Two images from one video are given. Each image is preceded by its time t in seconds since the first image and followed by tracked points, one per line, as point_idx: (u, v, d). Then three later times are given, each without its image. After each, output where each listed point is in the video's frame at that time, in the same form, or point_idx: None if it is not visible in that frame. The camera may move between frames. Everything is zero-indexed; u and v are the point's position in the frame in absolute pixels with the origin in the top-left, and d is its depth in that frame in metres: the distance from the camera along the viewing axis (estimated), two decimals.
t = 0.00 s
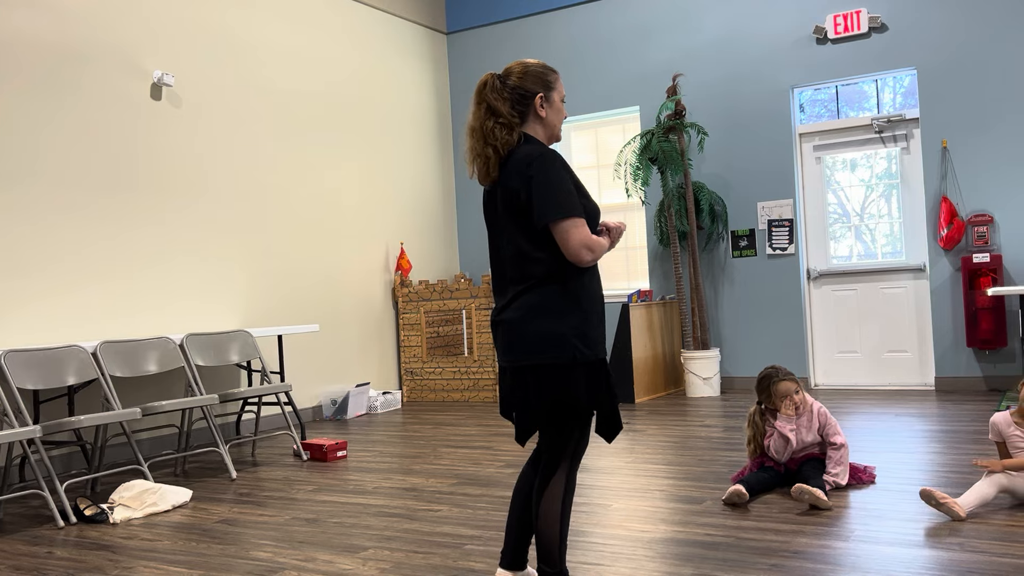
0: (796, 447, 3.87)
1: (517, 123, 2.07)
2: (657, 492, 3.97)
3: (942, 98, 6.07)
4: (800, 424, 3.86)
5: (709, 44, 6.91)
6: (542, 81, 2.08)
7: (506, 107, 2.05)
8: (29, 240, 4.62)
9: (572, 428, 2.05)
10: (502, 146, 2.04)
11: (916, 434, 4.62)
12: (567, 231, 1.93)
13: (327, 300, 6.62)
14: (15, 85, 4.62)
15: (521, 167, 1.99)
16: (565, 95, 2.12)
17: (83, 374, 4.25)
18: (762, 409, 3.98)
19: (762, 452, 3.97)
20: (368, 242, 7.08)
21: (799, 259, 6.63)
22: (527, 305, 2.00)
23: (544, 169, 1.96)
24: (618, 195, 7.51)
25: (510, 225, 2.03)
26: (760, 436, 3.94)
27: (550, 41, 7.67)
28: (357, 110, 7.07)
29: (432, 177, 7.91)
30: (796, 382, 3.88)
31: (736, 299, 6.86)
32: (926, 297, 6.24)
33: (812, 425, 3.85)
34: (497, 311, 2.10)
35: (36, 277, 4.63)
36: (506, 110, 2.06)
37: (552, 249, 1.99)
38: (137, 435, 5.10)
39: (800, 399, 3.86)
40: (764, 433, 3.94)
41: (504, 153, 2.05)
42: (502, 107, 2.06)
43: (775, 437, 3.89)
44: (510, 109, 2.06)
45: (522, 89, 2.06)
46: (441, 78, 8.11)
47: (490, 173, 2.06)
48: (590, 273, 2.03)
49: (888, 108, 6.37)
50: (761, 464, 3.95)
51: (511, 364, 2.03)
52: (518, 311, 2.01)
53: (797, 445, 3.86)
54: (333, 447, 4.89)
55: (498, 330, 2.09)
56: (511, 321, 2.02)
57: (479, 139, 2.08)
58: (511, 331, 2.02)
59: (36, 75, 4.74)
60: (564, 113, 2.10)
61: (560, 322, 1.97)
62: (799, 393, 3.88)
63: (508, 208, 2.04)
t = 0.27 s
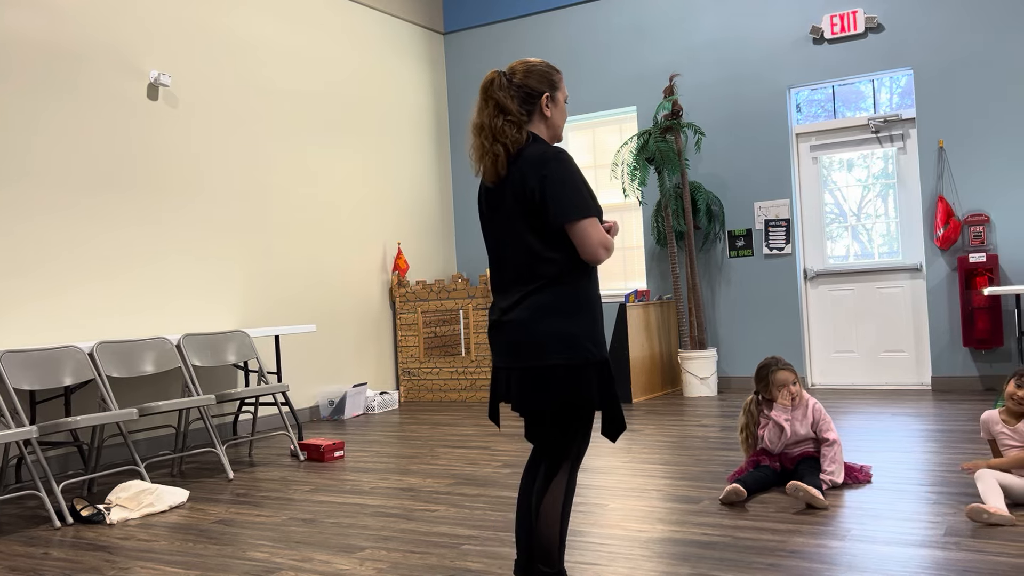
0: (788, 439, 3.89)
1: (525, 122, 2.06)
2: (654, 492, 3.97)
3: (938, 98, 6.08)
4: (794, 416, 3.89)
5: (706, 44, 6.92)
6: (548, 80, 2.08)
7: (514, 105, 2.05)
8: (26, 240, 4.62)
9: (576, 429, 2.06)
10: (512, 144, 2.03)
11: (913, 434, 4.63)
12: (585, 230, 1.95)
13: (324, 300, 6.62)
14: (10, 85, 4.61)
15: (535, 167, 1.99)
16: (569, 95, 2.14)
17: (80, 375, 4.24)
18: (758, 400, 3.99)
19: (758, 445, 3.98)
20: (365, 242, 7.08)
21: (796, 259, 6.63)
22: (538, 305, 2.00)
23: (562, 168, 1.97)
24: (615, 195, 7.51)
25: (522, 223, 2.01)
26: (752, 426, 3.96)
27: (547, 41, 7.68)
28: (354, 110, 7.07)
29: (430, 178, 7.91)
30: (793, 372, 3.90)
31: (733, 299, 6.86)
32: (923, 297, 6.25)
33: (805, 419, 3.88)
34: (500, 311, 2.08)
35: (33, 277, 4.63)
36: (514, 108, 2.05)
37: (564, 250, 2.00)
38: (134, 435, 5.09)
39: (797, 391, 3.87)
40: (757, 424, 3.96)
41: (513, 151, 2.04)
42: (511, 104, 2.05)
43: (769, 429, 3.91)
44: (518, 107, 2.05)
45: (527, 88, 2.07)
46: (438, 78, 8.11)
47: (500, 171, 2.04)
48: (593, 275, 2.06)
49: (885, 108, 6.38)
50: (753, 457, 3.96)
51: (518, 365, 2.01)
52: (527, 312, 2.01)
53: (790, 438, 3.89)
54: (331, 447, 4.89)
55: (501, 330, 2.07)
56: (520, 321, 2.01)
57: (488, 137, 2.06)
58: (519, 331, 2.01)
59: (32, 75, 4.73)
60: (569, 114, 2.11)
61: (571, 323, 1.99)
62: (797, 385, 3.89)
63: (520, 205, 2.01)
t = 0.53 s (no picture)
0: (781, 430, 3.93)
1: (513, 124, 2.07)
2: (651, 492, 3.97)
3: (935, 98, 6.09)
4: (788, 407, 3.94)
5: (703, 44, 6.92)
6: (536, 81, 2.07)
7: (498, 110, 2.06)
8: (21, 240, 4.61)
9: (575, 429, 2.06)
10: (501, 147, 2.04)
11: (909, 434, 4.64)
12: (580, 229, 1.95)
13: (321, 300, 6.61)
14: (5, 84, 4.60)
15: (527, 169, 2.00)
16: (562, 94, 2.11)
17: (76, 375, 4.23)
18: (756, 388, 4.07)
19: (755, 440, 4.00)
20: (362, 242, 7.07)
21: (793, 259, 6.64)
22: (537, 306, 2.00)
23: (555, 167, 1.97)
24: (612, 195, 7.51)
25: (519, 223, 2.01)
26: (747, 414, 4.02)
27: (544, 41, 7.68)
28: (351, 111, 7.06)
29: (427, 178, 7.91)
30: (795, 363, 3.98)
31: (730, 299, 6.86)
32: (919, 297, 6.26)
33: (797, 412, 3.92)
34: (499, 312, 2.07)
35: (28, 278, 4.62)
36: (499, 112, 2.07)
37: (562, 249, 2.00)
38: (130, 436, 5.08)
39: (794, 380, 3.95)
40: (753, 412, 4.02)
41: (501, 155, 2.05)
42: (495, 109, 2.06)
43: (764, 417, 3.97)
44: (503, 111, 2.06)
45: (514, 91, 2.07)
46: (434, 78, 8.11)
47: (488, 175, 2.05)
48: (592, 275, 2.07)
49: (881, 108, 6.39)
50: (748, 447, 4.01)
51: (518, 365, 2.01)
52: (526, 312, 2.01)
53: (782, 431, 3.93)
54: (327, 448, 4.88)
55: (500, 331, 2.07)
56: (519, 321, 2.01)
57: (475, 141, 2.08)
58: (518, 332, 2.01)
59: (28, 76, 4.72)
60: (561, 112, 2.10)
61: (570, 323, 1.99)
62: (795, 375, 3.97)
63: (515, 205, 2.01)
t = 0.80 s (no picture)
0: (775, 429, 3.93)
1: (493, 129, 2.10)
2: (648, 492, 3.97)
3: (931, 98, 6.10)
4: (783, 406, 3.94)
5: (700, 44, 6.93)
6: (524, 85, 2.08)
7: (479, 115, 2.09)
8: (17, 240, 4.60)
9: (570, 430, 2.05)
10: (477, 153, 2.10)
11: (906, 434, 4.64)
12: (567, 225, 1.93)
13: (318, 301, 6.61)
14: None
15: (502, 172, 2.02)
16: (552, 97, 2.10)
17: (73, 376, 4.22)
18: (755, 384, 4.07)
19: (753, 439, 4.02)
20: (359, 242, 7.07)
21: (790, 260, 6.64)
22: (526, 306, 2.01)
23: (536, 168, 1.97)
24: (610, 196, 7.51)
25: (508, 223, 2.02)
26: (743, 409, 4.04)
27: (541, 41, 7.68)
28: (348, 111, 7.06)
29: (424, 178, 7.91)
30: (795, 364, 3.95)
31: (727, 299, 6.87)
32: (916, 297, 6.27)
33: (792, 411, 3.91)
34: (493, 312, 2.09)
35: (24, 278, 4.61)
36: (478, 117, 2.10)
37: (550, 248, 2.00)
38: (127, 437, 5.08)
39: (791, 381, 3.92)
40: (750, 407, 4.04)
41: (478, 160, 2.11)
42: (475, 114, 2.11)
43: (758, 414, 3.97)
44: (483, 116, 2.10)
45: (501, 95, 2.09)
46: (432, 78, 8.11)
47: (465, 179, 2.13)
48: (586, 275, 2.05)
49: (878, 109, 6.40)
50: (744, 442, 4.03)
51: (510, 366, 2.02)
52: (517, 312, 2.01)
53: (776, 429, 3.93)
54: (324, 448, 4.88)
55: (494, 331, 2.08)
56: (511, 322, 2.02)
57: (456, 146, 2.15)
58: (510, 332, 2.02)
59: (24, 76, 4.71)
60: (547, 116, 2.09)
61: (560, 324, 1.98)
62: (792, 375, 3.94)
63: (503, 203, 2.03)
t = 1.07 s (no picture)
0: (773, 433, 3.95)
1: (493, 127, 2.09)
2: (645, 493, 3.98)
3: (928, 99, 6.11)
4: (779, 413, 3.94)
5: (697, 45, 6.93)
6: (524, 84, 2.08)
7: (480, 112, 2.09)
8: (14, 241, 4.59)
9: (565, 429, 2.06)
10: (477, 151, 2.09)
11: (902, 434, 4.65)
12: (563, 226, 1.94)
13: (315, 302, 6.61)
14: None
15: (502, 170, 2.02)
16: (550, 96, 2.11)
17: (70, 377, 4.21)
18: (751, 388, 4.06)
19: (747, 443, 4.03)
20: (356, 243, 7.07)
21: (787, 260, 6.65)
22: (523, 306, 2.00)
23: (537, 167, 1.97)
24: (607, 196, 7.52)
25: (505, 222, 2.02)
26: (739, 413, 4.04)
27: (539, 42, 7.68)
28: (345, 111, 7.06)
29: (421, 179, 7.91)
30: (792, 373, 3.95)
31: (724, 299, 6.88)
32: (913, 297, 6.28)
33: (789, 416, 3.92)
34: (488, 311, 2.09)
35: (21, 278, 4.61)
36: (479, 115, 2.09)
37: (545, 248, 2.00)
38: (124, 437, 5.07)
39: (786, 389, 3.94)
40: (746, 411, 4.03)
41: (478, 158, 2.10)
42: (477, 112, 2.09)
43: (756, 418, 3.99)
44: (485, 114, 2.09)
45: (500, 93, 2.09)
46: (429, 78, 8.11)
47: (465, 178, 2.11)
48: (580, 275, 2.05)
49: (875, 110, 6.41)
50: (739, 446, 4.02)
51: (506, 366, 2.02)
52: (513, 312, 2.01)
53: (774, 433, 3.94)
54: (322, 449, 4.88)
55: (489, 330, 2.08)
56: (506, 321, 2.02)
57: (455, 144, 2.13)
58: (505, 331, 2.02)
59: (20, 77, 4.70)
60: (546, 115, 2.10)
61: (556, 324, 1.98)
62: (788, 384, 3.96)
63: (500, 204, 2.03)
